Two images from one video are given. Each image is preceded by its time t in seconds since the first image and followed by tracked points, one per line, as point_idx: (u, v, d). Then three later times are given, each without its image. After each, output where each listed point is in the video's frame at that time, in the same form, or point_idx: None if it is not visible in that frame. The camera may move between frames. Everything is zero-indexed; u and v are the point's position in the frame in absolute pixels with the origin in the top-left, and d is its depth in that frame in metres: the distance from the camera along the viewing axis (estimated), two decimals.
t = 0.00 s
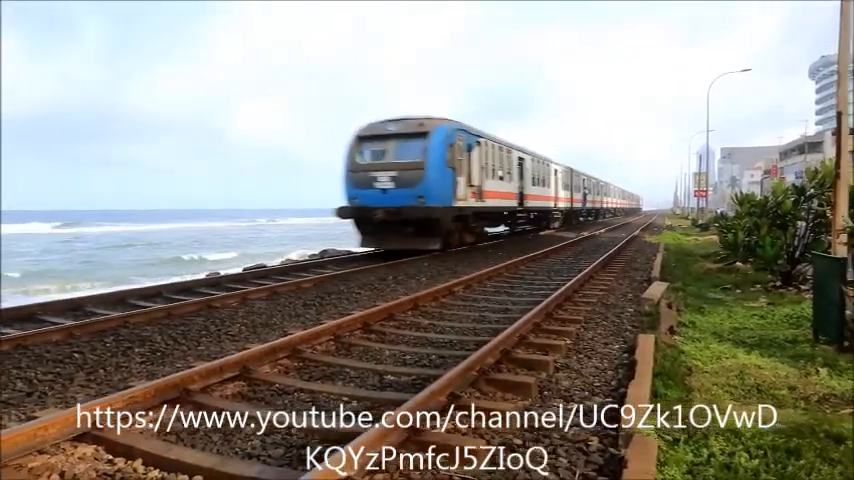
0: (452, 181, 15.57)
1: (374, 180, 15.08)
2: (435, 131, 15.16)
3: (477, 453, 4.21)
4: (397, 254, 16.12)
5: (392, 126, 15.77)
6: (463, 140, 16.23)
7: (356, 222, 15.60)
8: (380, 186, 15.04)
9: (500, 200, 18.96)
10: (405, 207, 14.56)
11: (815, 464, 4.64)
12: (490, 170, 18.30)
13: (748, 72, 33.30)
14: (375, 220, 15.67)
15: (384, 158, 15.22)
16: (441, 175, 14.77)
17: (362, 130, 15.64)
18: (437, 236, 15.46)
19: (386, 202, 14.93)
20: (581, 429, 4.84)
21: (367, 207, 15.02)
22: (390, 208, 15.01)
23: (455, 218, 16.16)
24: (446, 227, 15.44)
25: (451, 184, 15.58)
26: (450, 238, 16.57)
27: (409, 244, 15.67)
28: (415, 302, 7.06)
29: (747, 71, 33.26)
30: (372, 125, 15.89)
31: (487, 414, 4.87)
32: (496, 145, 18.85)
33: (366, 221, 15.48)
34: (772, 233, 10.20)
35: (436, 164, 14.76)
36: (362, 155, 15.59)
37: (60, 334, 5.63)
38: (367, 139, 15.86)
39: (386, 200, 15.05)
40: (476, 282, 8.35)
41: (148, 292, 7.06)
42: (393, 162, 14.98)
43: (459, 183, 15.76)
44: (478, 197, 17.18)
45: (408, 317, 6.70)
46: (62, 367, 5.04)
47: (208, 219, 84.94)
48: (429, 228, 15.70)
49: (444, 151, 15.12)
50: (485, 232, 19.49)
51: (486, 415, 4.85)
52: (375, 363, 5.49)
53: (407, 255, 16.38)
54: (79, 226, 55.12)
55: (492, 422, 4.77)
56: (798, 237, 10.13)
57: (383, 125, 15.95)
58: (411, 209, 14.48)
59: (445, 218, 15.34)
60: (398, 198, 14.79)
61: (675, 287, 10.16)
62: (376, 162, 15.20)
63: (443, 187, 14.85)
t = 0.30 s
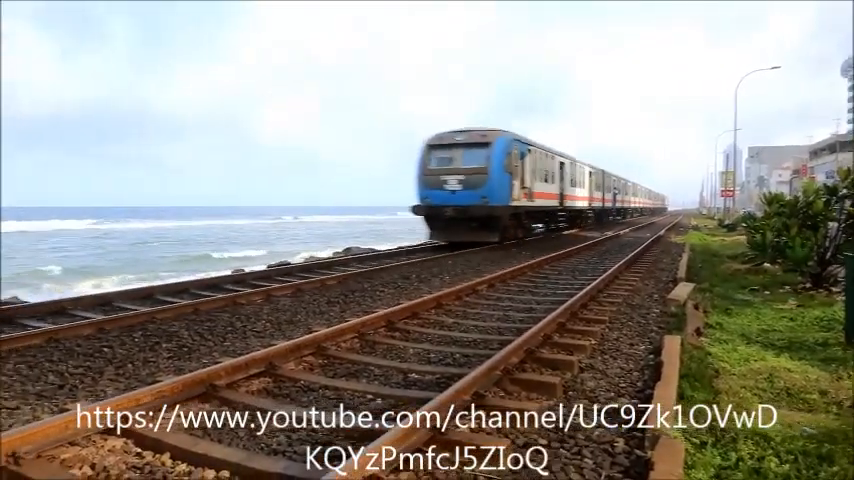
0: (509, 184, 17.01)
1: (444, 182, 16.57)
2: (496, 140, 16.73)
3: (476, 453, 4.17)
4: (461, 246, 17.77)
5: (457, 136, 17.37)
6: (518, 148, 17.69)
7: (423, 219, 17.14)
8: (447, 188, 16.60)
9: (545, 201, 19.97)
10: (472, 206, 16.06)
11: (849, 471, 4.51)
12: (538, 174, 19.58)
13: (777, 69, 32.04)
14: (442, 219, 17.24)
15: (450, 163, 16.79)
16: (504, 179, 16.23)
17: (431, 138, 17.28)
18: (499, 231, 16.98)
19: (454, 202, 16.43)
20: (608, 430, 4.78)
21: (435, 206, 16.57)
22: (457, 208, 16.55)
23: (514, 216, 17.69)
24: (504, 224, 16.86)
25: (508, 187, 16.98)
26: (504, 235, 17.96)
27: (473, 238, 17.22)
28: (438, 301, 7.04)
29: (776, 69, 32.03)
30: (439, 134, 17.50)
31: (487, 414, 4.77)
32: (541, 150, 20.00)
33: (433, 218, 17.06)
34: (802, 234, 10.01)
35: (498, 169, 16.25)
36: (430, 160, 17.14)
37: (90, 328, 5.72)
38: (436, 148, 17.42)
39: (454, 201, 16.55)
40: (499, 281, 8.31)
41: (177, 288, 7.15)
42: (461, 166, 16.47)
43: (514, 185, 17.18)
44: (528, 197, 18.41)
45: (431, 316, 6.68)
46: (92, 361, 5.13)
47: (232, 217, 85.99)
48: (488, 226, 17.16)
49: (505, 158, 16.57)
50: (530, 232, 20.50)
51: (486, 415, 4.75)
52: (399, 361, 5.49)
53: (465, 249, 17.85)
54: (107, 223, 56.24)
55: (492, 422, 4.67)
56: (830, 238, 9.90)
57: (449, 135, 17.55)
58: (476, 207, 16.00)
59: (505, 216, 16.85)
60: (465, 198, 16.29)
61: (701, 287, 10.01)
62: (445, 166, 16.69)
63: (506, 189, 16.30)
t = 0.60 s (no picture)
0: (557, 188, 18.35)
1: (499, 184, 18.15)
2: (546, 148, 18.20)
3: (475, 453, 4.11)
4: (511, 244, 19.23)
5: (510, 144, 18.82)
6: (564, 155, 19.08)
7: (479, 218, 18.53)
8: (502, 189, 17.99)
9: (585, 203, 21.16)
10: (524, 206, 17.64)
11: None
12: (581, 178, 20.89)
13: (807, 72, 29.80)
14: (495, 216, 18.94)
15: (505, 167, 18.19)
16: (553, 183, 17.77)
17: (486, 145, 18.74)
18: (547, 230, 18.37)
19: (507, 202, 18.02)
20: (633, 434, 4.71)
21: (491, 206, 17.97)
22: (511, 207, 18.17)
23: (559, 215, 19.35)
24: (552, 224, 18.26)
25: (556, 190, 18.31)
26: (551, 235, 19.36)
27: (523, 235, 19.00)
28: (461, 300, 7.01)
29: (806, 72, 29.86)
30: (493, 142, 18.96)
31: (487, 414, 4.64)
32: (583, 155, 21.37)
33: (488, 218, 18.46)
34: (833, 238, 9.79)
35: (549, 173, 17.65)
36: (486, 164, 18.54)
37: (118, 321, 5.79)
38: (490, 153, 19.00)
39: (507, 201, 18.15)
40: (522, 280, 8.26)
41: (203, 283, 7.22)
42: (514, 170, 17.96)
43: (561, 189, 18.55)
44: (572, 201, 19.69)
45: (455, 315, 6.66)
46: (121, 353, 5.20)
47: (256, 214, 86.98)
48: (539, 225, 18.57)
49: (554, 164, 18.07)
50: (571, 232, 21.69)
51: (485, 415, 4.63)
52: (423, 359, 5.47)
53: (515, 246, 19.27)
54: (135, 218, 57.34)
55: (492, 423, 4.55)
56: None
57: (503, 142, 19.02)
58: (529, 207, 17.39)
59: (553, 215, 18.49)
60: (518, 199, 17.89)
61: (728, 290, 9.85)
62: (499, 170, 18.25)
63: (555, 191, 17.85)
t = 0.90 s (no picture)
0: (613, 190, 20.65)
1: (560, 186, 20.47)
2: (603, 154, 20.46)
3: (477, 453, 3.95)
4: (570, 240, 21.56)
5: (570, 150, 21.16)
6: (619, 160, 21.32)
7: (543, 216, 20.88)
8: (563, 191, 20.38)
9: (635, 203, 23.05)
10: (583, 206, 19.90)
11: None
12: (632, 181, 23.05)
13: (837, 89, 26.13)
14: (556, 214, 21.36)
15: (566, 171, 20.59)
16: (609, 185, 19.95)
17: (549, 151, 21.08)
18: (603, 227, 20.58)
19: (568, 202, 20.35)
20: (675, 437, 4.60)
21: (554, 205, 20.35)
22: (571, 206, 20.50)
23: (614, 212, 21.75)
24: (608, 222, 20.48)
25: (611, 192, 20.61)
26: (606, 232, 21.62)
27: (581, 230, 21.41)
28: (497, 300, 6.96)
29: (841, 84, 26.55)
30: (555, 149, 21.32)
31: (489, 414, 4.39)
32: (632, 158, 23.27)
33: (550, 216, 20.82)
34: None
35: (605, 176, 19.94)
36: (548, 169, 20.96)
37: (160, 317, 5.90)
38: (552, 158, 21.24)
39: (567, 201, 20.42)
40: (559, 281, 8.16)
41: (242, 281, 7.32)
42: (575, 174, 20.35)
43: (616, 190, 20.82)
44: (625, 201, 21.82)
45: (491, 314, 6.61)
46: (163, 348, 5.29)
47: (290, 212, 88.53)
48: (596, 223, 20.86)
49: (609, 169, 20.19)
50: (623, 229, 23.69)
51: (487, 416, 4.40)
52: (460, 359, 5.44)
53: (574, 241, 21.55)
54: (176, 217, 59.02)
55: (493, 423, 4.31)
56: None
57: (563, 149, 21.39)
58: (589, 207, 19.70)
59: (609, 215, 20.71)
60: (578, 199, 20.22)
61: (770, 292, 9.59)
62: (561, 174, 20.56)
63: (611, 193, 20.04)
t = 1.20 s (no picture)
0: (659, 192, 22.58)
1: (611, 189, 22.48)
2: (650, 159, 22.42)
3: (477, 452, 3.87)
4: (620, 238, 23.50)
5: (621, 156, 23.25)
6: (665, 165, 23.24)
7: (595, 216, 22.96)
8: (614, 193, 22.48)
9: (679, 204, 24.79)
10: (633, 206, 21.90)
11: None
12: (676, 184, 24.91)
13: None
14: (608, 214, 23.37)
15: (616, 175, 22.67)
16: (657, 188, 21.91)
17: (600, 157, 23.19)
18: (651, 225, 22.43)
19: (619, 203, 22.40)
20: (711, 442, 4.51)
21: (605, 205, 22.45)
22: (621, 207, 22.52)
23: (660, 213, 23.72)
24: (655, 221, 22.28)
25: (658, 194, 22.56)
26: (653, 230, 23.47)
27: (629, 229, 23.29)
28: (529, 300, 6.92)
29: None
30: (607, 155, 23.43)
31: (488, 414, 4.40)
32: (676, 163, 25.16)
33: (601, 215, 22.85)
34: None
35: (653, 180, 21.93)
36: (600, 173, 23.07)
37: (194, 315, 5.99)
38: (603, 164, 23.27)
39: (618, 202, 22.49)
40: (590, 282, 8.08)
41: (274, 280, 7.40)
42: (625, 177, 22.40)
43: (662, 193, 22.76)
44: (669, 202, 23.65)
45: (522, 315, 6.57)
46: (198, 346, 5.36)
47: (320, 213, 89.53)
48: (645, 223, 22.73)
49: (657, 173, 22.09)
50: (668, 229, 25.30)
51: (486, 415, 4.38)
52: (491, 359, 5.42)
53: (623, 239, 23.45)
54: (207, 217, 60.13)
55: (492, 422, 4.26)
56: None
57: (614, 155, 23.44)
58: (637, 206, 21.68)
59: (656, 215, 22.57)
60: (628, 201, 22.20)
61: (808, 296, 9.35)
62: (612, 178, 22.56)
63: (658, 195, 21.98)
